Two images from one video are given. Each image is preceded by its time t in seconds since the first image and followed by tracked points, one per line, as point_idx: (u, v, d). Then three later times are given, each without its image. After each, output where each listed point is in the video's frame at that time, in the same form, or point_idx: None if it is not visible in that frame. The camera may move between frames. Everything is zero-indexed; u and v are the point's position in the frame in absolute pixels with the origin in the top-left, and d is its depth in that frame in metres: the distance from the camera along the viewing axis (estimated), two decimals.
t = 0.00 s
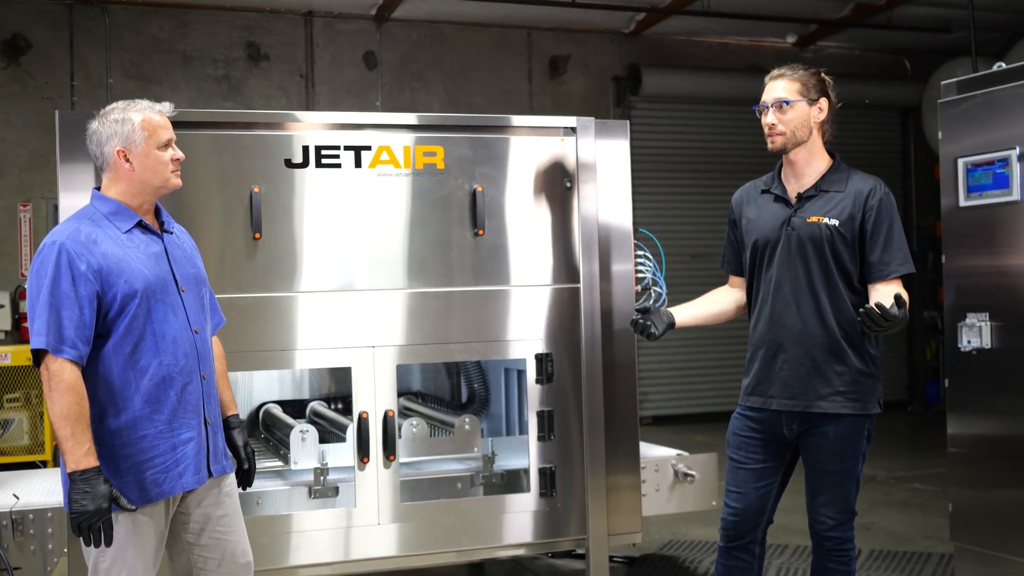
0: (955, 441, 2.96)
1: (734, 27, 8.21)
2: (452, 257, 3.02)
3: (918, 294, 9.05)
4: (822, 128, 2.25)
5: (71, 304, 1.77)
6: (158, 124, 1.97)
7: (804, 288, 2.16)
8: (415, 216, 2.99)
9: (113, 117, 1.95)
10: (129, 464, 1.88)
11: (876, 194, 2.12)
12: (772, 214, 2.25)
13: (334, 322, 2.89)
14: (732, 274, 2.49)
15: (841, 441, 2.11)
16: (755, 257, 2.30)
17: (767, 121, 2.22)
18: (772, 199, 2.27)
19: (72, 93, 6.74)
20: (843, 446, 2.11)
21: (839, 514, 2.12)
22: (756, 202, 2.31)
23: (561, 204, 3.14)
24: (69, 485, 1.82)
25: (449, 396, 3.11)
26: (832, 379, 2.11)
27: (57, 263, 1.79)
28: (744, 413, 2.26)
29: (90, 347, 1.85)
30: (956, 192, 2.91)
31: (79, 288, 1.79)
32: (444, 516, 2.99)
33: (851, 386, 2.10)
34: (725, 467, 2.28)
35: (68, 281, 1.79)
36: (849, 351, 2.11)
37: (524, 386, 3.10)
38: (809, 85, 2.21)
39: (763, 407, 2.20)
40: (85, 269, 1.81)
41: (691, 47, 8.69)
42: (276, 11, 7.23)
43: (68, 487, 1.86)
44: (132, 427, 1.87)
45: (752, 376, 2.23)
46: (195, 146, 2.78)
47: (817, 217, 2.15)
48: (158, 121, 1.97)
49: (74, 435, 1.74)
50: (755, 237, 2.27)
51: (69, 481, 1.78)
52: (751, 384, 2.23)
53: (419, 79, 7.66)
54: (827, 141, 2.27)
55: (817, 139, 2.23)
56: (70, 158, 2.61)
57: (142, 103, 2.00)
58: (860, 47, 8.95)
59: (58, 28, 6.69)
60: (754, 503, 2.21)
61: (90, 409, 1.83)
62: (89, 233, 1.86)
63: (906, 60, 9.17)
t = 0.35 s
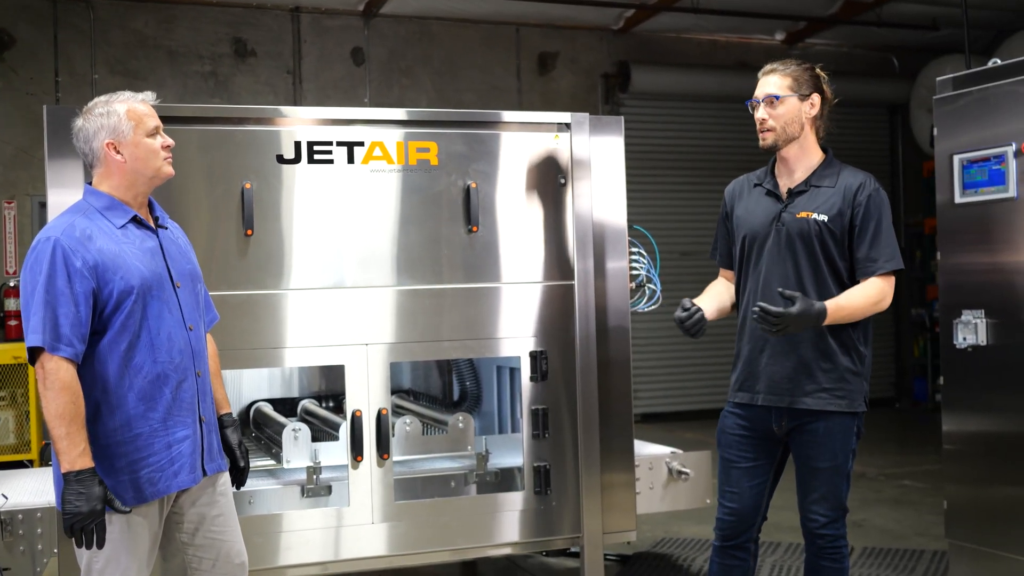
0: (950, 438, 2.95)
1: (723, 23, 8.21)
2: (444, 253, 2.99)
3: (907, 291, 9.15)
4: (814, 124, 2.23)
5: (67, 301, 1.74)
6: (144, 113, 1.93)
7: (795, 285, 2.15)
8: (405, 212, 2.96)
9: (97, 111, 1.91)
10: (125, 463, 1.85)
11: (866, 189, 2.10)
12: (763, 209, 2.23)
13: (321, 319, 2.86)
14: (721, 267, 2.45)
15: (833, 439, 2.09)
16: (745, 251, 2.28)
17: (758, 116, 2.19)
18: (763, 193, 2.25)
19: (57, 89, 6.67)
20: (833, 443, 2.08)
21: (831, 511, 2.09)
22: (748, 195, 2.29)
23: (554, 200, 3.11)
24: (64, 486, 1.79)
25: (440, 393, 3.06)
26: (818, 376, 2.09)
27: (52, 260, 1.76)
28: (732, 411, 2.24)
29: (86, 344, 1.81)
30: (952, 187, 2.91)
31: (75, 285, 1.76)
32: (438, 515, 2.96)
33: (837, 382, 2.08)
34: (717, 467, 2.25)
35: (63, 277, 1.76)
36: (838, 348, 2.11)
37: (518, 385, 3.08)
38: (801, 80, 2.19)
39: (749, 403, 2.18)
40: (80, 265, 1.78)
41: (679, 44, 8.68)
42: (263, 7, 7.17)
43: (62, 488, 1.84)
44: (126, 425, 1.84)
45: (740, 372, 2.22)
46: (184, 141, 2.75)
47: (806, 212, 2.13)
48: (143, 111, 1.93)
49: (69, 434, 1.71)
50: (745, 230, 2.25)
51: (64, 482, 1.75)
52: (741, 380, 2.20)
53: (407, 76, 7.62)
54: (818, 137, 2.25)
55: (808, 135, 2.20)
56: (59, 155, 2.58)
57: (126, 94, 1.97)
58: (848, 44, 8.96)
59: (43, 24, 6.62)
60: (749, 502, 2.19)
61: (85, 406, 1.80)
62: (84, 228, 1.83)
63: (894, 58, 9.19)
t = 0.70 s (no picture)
0: (949, 441, 2.95)
1: (719, 23, 8.19)
2: (443, 251, 2.97)
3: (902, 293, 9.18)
4: (817, 124, 2.21)
5: (67, 296, 1.72)
6: (152, 112, 1.91)
7: (792, 284, 2.13)
8: (401, 209, 2.94)
9: (105, 105, 1.89)
10: (127, 459, 1.83)
11: (863, 190, 2.08)
12: (761, 208, 2.21)
13: (314, 316, 2.83)
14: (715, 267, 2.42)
15: (831, 440, 2.07)
16: (743, 250, 2.27)
17: (763, 112, 2.18)
18: (762, 192, 2.23)
19: (51, 84, 6.63)
20: (831, 444, 2.07)
21: (829, 513, 2.07)
22: (746, 194, 2.27)
23: (553, 197, 3.10)
24: (71, 483, 1.76)
25: (436, 392, 3.06)
26: (814, 376, 2.08)
27: (52, 255, 1.73)
28: (729, 410, 2.22)
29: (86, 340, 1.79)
30: (953, 189, 2.90)
31: (75, 281, 1.74)
32: (434, 515, 2.94)
33: (833, 382, 2.07)
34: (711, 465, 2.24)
35: (64, 274, 1.73)
36: (835, 348, 2.09)
37: (519, 384, 3.07)
38: (807, 79, 2.17)
39: (744, 403, 2.16)
40: (80, 260, 1.75)
41: (674, 44, 8.67)
42: (258, 3, 7.14)
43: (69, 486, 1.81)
44: (125, 421, 1.82)
45: (736, 371, 2.20)
46: (180, 137, 2.72)
47: (803, 212, 2.11)
48: (151, 109, 1.91)
49: (76, 430, 1.69)
50: (742, 229, 2.24)
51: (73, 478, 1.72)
52: (736, 380, 2.19)
53: (403, 73, 7.60)
54: (820, 137, 2.23)
55: (810, 134, 2.19)
56: (55, 150, 2.55)
57: (135, 91, 1.94)
58: (845, 45, 8.94)
59: (37, 18, 6.58)
60: (741, 501, 2.17)
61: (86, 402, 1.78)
62: (83, 223, 1.80)
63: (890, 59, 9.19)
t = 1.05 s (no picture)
0: (948, 445, 2.95)
1: (716, 25, 8.18)
2: (445, 250, 2.97)
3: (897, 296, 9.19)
4: (826, 129, 2.22)
5: (69, 291, 1.71)
6: (158, 107, 1.89)
7: (796, 286, 2.13)
8: (401, 209, 2.93)
9: (111, 99, 1.87)
10: (126, 457, 1.81)
11: (869, 195, 2.08)
12: (765, 210, 2.21)
13: (314, 314, 2.82)
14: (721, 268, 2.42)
15: (835, 441, 2.07)
16: (747, 253, 2.26)
17: (778, 112, 2.16)
18: (767, 194, 2.23)
19: (47, 79, 6.59)
20: (835, 446, 2.06)
21: (832, 515, 2.07)
22: (750, 196, 2.26)
23: (555, 197, 3.09)
24: (66, 481, 1.75)
25: (432, 390, 3.04)
26: (820, 378, 2.07)
27: (55, 249, 1.72)
28: (732, 410, 2.22)
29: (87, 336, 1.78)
30: (954, 193, 2.90)
31: (78, 276, 1.73)
32: (432, 515, 2.94)
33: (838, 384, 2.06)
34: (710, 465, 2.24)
35: (66, 268, 1.72)
36: (841, 350, 2.08)
37: (518, 383, 3.06)
38: (823, 84, 2.18)
39: (747, 405, 2.16)
40: (83, 256, 1.74)
41: (671, 45, 8.66)
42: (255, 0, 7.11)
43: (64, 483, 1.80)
44: (126, 418, 1.81)
45: (740, 373, 2.20)
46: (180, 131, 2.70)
47: (808, 216, 2.11)
48: (158, 104, 1.89)
49: (72, 427, 1.67)
50: (746, 231, 2.23)
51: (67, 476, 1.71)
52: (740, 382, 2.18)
53: (399, 72, 7.58)
54: (827, 141, 2.23)
55: (820, 139, 2.19)
56: (54, 144, 2.53)
57: (142, 86, 1.92)
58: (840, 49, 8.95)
59: (33, 13, 6.55)
60: (741, 502, 2.16)
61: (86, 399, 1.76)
62: (86, 218, 1.79)
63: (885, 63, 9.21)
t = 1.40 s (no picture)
0: (945, 444, 2.96)
1: (708, 24, 8.17)
2: (445, 247, 2.96)
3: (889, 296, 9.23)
4: (829, 127, 2.21)
5: (70, 287, 1.69)
6: (160, 101, 1.88)
7: (799, 286, 2.13)
8: (401, 205, 2.91)
9: (113, 93, 1.86)
10: (127, 454, 1.80)
11: (874, 195, 2.08)
12: (769, 209, 2.20)
13: (312, 312, 2.81)
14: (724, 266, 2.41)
15: (835, 440, 2.07)
16: (749, 251, 2.26)
17: (777, 113, 2.16)
18: (770, 192, 2.22)
19: (37, 73, 6.54)
20: (836, 446, 2.07)
21: (831, 514, 2.07)
22: (754, 195, 2.26)
23: (554, 194, 3.08)
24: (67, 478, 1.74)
25: (428, 387, 3.02)
26: (821, 378, 2.07)
27: (55, 245, 1.71)
28: (735, 411, 2.21)
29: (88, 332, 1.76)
30: (953, 193, 2.91)
31: (79, 271, 1.71)
32: (429, 513, 2.93)
33: (839, 385, 2.06)
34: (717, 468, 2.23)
35: (66, 264, 1.71)
36: (842, 350, 2.08)
37: (517, 381, 3.05)
38: (823, 82, 2.17)
39: (748, 404, 2.16)
40: (84, 251, 1.73)
41: (664, 44, 8.67)
42: None
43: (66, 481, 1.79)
44: (127, 415, 1.80)
45: (741, 373, 2.20)
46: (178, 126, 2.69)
47: (812, 215, 2.10)
48: (159, 98, 1.88)
49: (74, 424, 1.66)
50: (749, 230, 2.23)
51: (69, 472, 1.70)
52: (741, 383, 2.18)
53: (392, 69, 7.56)
54: (830, 139, 2.22)
55: (823, 137, 2.19)
56: (50, 139, 2.51)
57: (143, 79, 1.91)
58: (831, 49, 8.92)
59: (23, 8, 6.50)
60: (746, 503, 2.16)
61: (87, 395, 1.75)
62: (87, 213, 1.77)
63: (876, 63, 9.24)
